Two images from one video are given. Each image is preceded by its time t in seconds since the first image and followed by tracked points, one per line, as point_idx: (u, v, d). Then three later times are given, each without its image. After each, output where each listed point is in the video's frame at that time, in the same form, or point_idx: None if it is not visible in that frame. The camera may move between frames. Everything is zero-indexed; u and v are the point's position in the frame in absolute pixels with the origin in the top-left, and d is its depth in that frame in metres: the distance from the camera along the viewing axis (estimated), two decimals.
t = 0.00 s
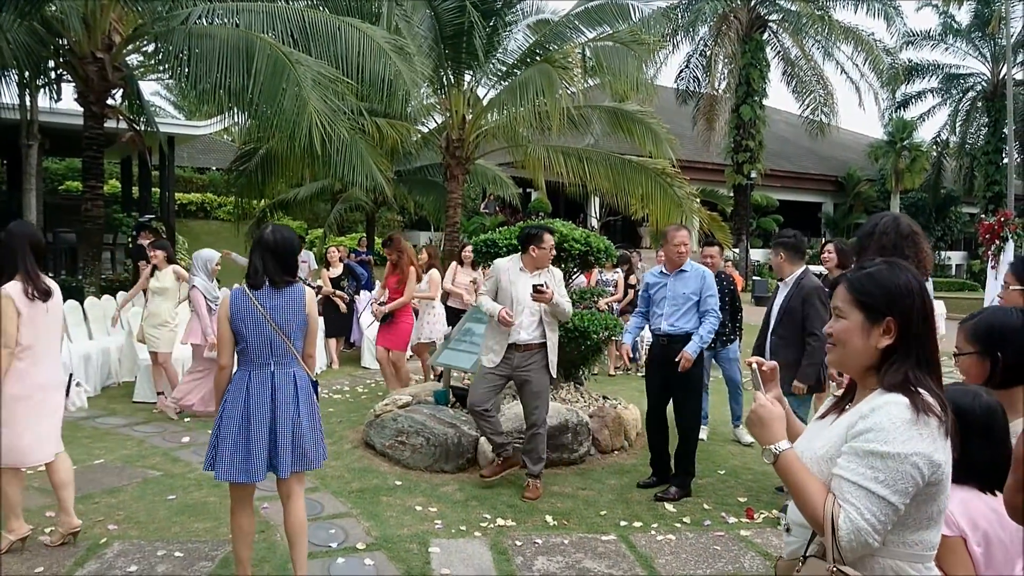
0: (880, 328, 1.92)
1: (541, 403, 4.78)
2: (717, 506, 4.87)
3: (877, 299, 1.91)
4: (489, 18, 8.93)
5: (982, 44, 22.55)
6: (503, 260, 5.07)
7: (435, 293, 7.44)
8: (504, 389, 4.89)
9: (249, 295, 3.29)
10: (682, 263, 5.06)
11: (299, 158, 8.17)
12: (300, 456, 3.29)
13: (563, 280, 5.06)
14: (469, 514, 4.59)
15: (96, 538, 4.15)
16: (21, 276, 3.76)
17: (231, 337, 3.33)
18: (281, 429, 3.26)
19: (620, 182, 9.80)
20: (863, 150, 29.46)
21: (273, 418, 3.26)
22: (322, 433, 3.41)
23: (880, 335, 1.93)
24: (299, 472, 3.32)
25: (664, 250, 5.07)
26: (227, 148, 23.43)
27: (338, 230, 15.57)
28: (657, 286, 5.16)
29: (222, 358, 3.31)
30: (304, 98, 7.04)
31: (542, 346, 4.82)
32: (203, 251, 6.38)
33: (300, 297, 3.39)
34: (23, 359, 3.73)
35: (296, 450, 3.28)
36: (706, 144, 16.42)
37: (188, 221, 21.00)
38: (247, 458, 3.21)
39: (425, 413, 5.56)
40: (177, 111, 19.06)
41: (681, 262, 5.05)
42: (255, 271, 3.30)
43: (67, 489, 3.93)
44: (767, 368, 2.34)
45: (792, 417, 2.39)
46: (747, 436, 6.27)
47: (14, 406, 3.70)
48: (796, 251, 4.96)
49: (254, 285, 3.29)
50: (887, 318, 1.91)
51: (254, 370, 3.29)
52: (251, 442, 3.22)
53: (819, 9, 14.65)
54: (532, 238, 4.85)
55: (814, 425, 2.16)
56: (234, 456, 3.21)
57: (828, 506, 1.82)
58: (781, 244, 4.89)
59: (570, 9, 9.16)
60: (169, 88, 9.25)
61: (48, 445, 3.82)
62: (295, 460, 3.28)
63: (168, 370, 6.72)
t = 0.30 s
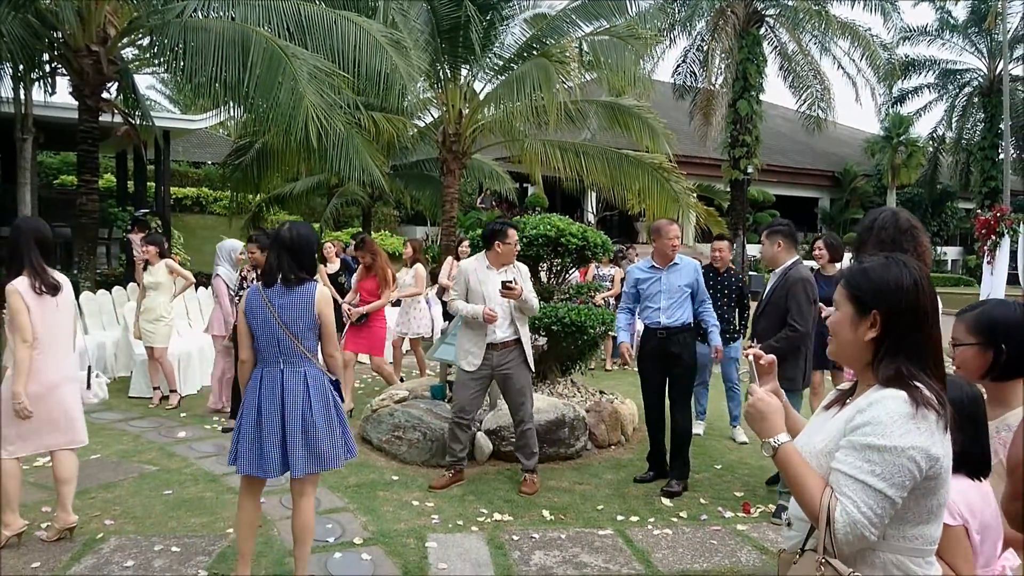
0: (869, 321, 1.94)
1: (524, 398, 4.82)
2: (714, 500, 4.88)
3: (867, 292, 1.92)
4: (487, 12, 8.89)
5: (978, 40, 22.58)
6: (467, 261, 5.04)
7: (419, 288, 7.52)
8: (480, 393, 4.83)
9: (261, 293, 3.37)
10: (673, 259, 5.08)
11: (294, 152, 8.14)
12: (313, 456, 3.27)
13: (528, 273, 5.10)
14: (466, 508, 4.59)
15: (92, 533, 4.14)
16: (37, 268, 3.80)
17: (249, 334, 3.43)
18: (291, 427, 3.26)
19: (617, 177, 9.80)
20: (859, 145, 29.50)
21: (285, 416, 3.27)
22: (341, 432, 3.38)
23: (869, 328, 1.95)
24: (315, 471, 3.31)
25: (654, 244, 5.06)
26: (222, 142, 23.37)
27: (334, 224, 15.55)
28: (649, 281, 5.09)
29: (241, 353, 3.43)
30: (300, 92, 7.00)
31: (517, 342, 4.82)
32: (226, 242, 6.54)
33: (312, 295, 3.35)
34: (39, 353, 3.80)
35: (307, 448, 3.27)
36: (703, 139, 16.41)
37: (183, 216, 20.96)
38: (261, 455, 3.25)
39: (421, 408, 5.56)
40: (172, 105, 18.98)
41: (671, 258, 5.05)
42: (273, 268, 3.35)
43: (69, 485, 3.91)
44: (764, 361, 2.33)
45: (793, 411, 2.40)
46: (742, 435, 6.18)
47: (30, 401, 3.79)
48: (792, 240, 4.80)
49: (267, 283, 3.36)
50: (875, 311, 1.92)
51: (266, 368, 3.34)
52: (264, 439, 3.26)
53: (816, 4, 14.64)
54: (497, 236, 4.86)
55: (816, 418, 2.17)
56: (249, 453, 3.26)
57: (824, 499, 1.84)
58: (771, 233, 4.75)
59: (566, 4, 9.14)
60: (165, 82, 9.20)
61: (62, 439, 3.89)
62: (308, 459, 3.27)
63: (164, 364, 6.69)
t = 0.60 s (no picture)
0: (863, 318, 1.95)
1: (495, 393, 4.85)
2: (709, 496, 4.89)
3: (860, 290, 1.94)
4: (482, 8, 8.98)
5: (973, 37, 22.63)
6: (430, 260, 5.06)
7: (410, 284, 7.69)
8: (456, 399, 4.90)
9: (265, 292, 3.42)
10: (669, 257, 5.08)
11: (289, 148, 8.10)
12: (308, 454, 3.26)
13: (492, 262, 5.15)
14: (462, 505, 4.60)
15: (88, 530, 4.14)
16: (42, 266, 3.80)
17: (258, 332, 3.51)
18: (287, 424, 3.27)
19: (614, 174, 9.80)
20: (854, 142, 29.58)
21: (282, 414, 3.28)
22: (338, 432, 3.35)
23: (862, 326, 1.96)
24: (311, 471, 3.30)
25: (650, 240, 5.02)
26: (218, 138, 23.34)
27: (330, 220, 15.53)
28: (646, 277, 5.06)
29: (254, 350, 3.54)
30: (296, 88, 6.94)
31: (487, 336, 4.86)
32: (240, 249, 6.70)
33: (308, 292, 3.33)
34: (40, 350, 3.80)
35: (303, 446, 3.27)
36: (699, 135, 16.41)
37: (179, 212, 20.93)
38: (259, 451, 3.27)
39: (417, 404, 5.56)
40: (167, 101, 18.95)
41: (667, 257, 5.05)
42: (274, 264, 3.36)
43: (65, 483, 3.93)
44: (761, 362, 2.33)
45: (789, 409, 2.40)
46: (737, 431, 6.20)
47: (26, 397, 3.77)
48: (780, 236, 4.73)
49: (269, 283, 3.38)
50: (867, 309, 1.94)
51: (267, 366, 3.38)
52: (262, 435, 3.28)
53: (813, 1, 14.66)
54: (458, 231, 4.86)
55: (814, 415, 2.18)
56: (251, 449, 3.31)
57: (819, 496, 1.85)
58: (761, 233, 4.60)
59: None
60: (160, 78, 9.17)
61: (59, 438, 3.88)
62: (302, 459, 3.26)
63: (158, 362, 6.67)
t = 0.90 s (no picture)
0: (854, 316, 1.97)
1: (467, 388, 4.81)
2: (704, 493, 4.90)
3: (852, 288, 1.96)
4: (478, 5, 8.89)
5: (969, 35, 22.67)
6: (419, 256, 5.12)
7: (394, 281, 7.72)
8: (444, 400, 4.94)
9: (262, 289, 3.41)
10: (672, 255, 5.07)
11: (284, 145, 8.10)
12: (302, 452, 3.26)
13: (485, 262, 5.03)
14: (457, 502, 4.61)
15: (82, 527, 4.13)
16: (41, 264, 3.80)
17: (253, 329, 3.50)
18: (281, 422, 3.27)
19: (609, 171, 9.80)
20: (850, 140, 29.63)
21: (279, 411, 3.28)
22: (333, 429, 3.36)
23: (854, 324, 1.98)
24: (307, 468, 3.30)
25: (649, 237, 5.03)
26: (212, 134, 23.28)
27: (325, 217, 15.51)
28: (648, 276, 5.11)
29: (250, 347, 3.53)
30: (291, 85, 6.95)
31: (464, 334, 4.83)
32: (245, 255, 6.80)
33: (304, 289, 3.33)
34: (38, 350, 3.79)
35: (298, 444, 3.27)
36: (695, 133, 16.42)
37: (174, 210, 20.93)
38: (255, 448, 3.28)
39: (412, 401, 5.56)
40: (162, 97, 18.90)
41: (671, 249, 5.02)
42: (271, 261, 3.37)
43: (62, 480, 3.94)
44: (755, 358, 2.34)
45: (783, 406, 2.41)
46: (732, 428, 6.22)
47: (20, 395, 3.76)
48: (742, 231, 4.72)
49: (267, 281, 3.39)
50: (858, 307, 1.95)
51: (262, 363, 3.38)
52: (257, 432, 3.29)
53: None
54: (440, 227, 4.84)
55: (809, 412, 2.19)
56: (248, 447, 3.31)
57: (814, 493, 1.85)
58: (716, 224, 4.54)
59: None
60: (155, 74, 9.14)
61: (54, 437, 3.87)
62: (297, 457, 3.26)
63: (153, 359, 6.66)
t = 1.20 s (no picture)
0: (847, 313, 1.98)
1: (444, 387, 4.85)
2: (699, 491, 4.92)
3: (845, 285, 1.97)
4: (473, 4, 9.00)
5: (963, 34, 22.73)
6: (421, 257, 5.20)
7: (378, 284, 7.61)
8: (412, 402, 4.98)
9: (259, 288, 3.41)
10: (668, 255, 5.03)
11: (279, 143, 8.09)
12: (299, 450, 3.26)
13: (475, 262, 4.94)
14: (452, 500, 4.61)
15: (77, 527, 4.13)
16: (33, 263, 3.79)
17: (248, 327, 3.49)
18: (278, 420, 3.27)
19: (604, 170, 9.80)
20: (845, 139, 29.72)
21: (275, 409, 3.28)
22: (329, 427, 3.36)
23: (845, 321, 1.99)
24: (303, 466, 3.30)
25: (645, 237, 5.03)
26: (208, 133, 23.25)
27: (321, 216, 15.51)
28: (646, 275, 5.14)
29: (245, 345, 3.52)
30: (286, 83, 6.95)
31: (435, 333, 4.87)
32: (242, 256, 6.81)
33: (302, 288, 3.33)
34: (32, 350, 3.78)
35: (295, 442, 3.27)
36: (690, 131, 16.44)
37: (170, 209, 20.93)
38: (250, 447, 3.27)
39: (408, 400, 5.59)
40: (157, 96, 18.87)
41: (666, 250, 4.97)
42: (269, 258, 3.37)
43: (56, 479, 3.94)
44: (747, 354, 2.35)
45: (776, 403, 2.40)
46: (728, 427, 6.23)
47: (14, 397, 3.75)
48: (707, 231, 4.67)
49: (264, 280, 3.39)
50: (850, 305, 1.96)
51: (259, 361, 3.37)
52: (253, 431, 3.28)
53: None
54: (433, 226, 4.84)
55: (802, 409, 2.20)
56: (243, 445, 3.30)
57: (810, 490, 1.86)
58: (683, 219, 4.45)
59: None
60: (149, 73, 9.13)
61: (49, 437, 3.87)
62: (293, 455, 3.26)
63: (148, 358, 6.66)
